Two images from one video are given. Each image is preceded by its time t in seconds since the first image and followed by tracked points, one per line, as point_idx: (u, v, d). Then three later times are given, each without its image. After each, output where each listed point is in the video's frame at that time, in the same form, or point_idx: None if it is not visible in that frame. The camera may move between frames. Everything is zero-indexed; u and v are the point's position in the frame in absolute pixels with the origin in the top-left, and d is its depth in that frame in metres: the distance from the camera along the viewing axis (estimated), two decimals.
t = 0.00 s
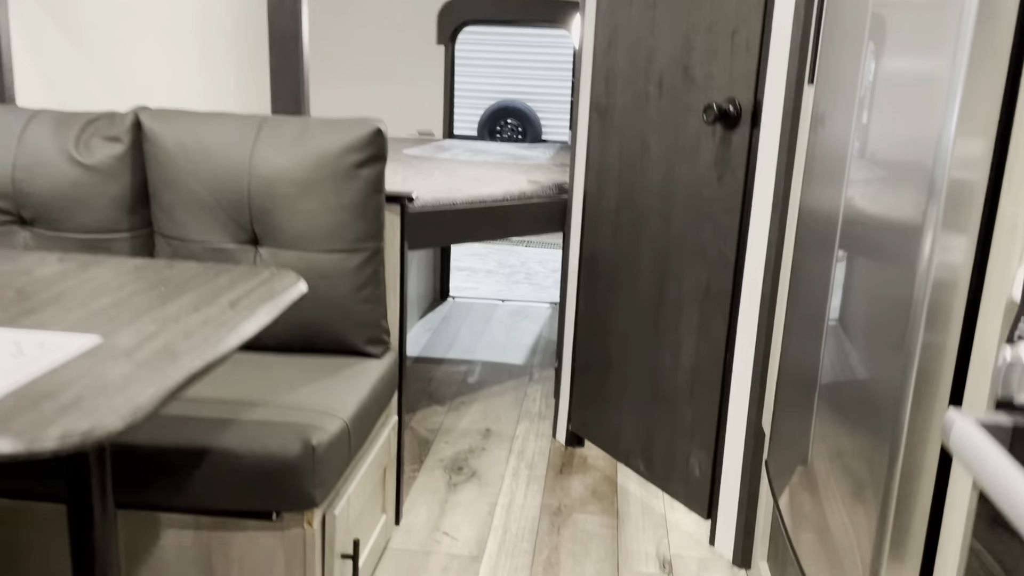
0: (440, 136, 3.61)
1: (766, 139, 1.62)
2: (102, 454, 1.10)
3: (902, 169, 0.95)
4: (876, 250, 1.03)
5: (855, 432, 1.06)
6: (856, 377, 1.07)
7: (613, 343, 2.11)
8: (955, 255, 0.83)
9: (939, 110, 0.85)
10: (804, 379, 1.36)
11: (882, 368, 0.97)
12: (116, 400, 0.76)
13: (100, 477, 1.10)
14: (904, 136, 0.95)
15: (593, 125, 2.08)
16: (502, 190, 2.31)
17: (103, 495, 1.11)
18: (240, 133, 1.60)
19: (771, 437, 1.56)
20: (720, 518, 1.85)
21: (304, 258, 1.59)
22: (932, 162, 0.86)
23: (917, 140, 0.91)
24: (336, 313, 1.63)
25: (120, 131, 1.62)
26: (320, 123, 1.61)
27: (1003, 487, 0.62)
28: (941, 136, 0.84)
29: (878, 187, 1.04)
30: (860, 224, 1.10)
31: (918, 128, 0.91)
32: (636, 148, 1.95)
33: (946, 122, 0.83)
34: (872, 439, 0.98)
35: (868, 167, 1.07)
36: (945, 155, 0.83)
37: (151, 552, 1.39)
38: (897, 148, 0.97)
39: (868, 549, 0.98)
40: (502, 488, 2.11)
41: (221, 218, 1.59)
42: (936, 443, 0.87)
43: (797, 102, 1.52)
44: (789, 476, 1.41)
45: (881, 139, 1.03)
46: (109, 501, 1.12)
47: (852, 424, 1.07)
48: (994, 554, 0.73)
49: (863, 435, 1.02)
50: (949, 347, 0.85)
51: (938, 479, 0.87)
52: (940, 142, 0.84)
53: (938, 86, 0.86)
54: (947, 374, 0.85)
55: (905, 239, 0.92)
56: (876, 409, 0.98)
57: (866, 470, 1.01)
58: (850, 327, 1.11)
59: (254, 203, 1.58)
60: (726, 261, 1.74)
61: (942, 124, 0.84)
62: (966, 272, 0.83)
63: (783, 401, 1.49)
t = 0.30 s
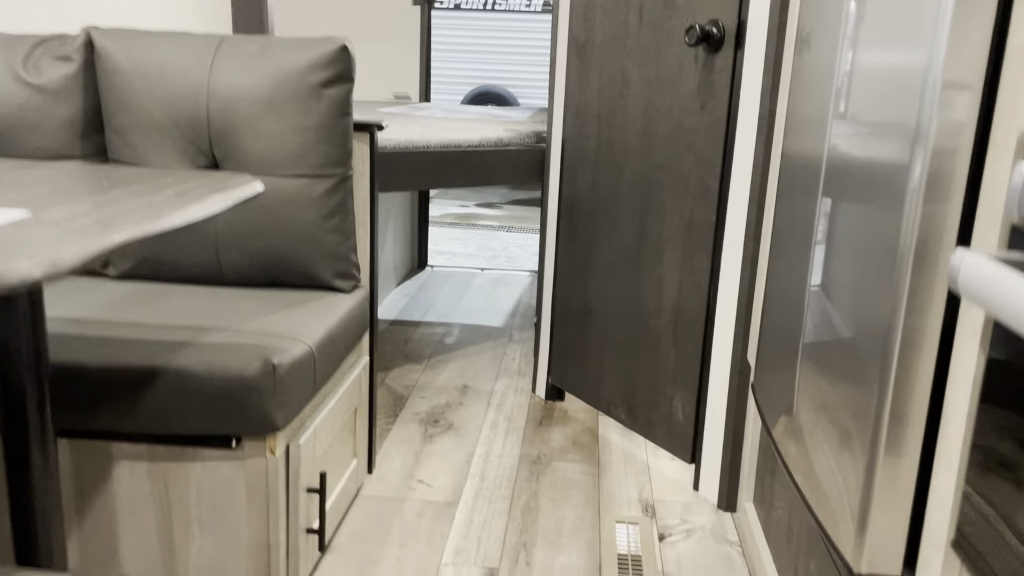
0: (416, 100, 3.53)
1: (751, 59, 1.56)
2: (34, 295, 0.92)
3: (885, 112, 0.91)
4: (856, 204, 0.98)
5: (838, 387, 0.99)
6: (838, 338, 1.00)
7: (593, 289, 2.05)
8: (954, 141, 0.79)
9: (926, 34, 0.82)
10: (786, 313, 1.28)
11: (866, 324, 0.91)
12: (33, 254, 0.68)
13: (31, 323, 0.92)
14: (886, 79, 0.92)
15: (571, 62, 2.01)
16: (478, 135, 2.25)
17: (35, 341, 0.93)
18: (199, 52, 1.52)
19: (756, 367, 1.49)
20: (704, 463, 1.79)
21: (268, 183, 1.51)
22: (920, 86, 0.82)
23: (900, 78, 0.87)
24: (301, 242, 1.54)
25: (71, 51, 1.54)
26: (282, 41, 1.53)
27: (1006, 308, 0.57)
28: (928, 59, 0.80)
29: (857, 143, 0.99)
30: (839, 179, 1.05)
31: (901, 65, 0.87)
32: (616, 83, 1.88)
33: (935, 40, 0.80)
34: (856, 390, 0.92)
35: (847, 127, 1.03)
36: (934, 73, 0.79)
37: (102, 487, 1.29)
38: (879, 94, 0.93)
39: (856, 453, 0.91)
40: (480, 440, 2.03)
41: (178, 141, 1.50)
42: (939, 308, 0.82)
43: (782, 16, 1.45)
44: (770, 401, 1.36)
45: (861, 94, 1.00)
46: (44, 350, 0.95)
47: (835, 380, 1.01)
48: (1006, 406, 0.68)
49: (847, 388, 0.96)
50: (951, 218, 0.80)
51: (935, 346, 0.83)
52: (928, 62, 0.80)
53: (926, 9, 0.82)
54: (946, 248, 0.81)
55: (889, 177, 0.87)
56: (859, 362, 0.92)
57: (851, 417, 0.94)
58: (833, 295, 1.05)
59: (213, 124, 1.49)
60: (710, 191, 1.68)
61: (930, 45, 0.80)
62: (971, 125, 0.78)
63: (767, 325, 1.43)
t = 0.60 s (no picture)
0: (399, 86, 3.52)
1: (734, 19, 1.55)
2: None
3: (857, 82, 0.90)
4: (831, 179, 0.97)
5: (820, 363, 0.97)
6: (818, 318, 0.98)
7: (576, 260, 2.04)
8: (935, 62, 0.78)
9: None
10: (767, 290, 1.24)
11: (847, 299, 0.89)
12: None
13: None
14: (857, 50, 0.91)
15: (554, 32, 2.00)
16: (461, 108, 2.28)
17: None
18: (173, 10, 1.51)
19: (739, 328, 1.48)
20: (689, 431, 1.78)
21: (245, 142, 1.50)
22: (896, 47, 0.81)
23: (873, 46, 0.87)
24: (280, 204, 1.51)
25: (44, 9, 1.52)
26: None
27: (986, 191, 0.62)
28: (904, 20, 0.80)
29: (829, 119, 0.99)
30: (812, 154, 1.04)
31: (873, 33, 0.87)
32: (599, 50, 1.87)
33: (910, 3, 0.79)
34: (840, 363, 0.90)
35: (819, 106, 1.02)
36: (912, 32, 0.79)
37: (75, 448, 1.25)
38: (850, 67, 0.93)
39: (840, 386, 0.90)
40: (463, 414, 2.01)
41: (153, 100, 1.49)
42: (925, 225, 0.81)
43: None
44: (750, 357, 1.35)
45: (831, 71, 0.99)
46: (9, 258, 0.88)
47: (816, 357, 0.99)
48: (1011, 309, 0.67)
49: (830, 363, 0.94)
50: (935, 138, 0.79)
51: (920, 266, 0.82)
52: (904, 22, 0.80)
53: None
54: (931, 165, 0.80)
55: (866, 144, 0.86)
56: (842, 336, 0.90)
57: (835, 388, 0.92)
58: (809, 278, 1.03)
59: (188, 83, 1.48)
60: (693, 154, 1.67)
61: (905, 6, 0.80)
62: (956, 37, 0.77)
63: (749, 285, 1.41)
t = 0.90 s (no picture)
0: (388, 91, 3.54)
1: (718, 19, 1.58)
2: None
3: (834, 79, 0.93)
4: (811, 176, 0.99)
5: (804, 360, 0.98)
6: (801, 317, 1.00)
7: (566, 258, 2.06)
8: (913, 48, 0.81)
9: None
10: (753, 288, 1.26)
11: (829, 294, 0.91)
12: None
13: None
14: (833, 47, 0.94)
15: (542, 34, 2.03)
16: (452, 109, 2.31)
17: None
18: (165, 7, 1.53)
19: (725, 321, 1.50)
20: (677, 425, 1.80)
21: (237, 139, 1.52)
22: (872, 42, 0.83)
23: (848, 42, 0.89)
24: (272, 200, 1.53)
25: (38, 7, 1.54)
26: None
27: (954, 160, 0.66)
28: (880, 14, 0.83)
29: (808, 118, 1.01)
30: (793, 155, 1.06)
31: (848, 30, 0.89)
32: (587, 51, 1.90)
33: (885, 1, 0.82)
34: (822, 360, 0.92)
35: (799, 108, 1.04)
36: (888, 26, 0.81)
37: (68, 441, 1.26)
38: (826, 64, 0.95)
39: (821, 367, 0.92)
40: (454, 411, 2.03)
41: (146, 97, 1.50)
42: (902, 205, 0.84)
43: None
44: (735, 347, 1.37)
45: (809, 75, 1.01)
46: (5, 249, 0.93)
47: (798, 356, 1.01)
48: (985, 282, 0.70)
49: (813, 361, 0.95)
50: (911, 122, 0.82)
51: (897, 247, 0.85)
52: (879, 17, 0.83)
53: None
54: (905, 148, 0.83)
55: (844, 139, 0.89)
56: (823, 330, 0.92)
57: (817, 385, 0.94)
58: (792, 278, 1.05)
59: (181, 79, 1.50)
60: (679, 152, 1.70)
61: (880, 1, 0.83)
62: (930, 23, 0.80)
63: (735, 278, 1.43)
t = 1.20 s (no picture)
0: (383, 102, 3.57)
1: (709, 32, 1.62)
2: (6, 198, 0.92)
3: (821, 92, 0.96)
4: (800, 187, 1.02)
5: (794, 366, 1.01)
6: (792, 324, 1.03)
7: (561, 266, 2.09)
8: (896, 63, 0.84)
9: (857, 10, 0.87)
10: (746, 297, 1.28)
11: (818, 301, 0.94)
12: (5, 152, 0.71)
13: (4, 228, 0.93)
14: (820, 61, 0.97)
15: (536, 46, 2.06)
16: (447, 121, 2.35)
17: (8, 255, 0.94)
18: (167, 22, 1.55)
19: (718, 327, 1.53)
20: (672, 431, 1.82)
21: (237, 151, 1.54)
22: (856, 57, 0.87)
23: (834, 57, 0.93)
24: (272, 211, 1.55)
25: (41, 22, 1.56)
26: (252, 13, 1.57)
27: (935, 172, 0.69)
28: (863, 31, 0.86)
29: (797, 129, 1.04)
30: (783, 163, 1.09)
31: (834, 45, 0.93)
32: (580, 62, 1.94)
33: (868, 15, 0.85)
34: (811, 364, 0.95)
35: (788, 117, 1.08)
36: (871, 42, 0.85)
37: (72, 448, 1.28)
38: (814, 77, 0.99)
39: (810, 372, 0.95)
40: (451, 418, 2.05)
41: (148, 110, 1.53)
42: (887, 215, 0.88)
43: None
44: (728, 355, 1.40)
45: (798, 82, 1.05)
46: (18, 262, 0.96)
47: (789, 360, 1.04)
48: (966, 289, 0.73)
49: (803, 367, 0.98)
50: (895, 135, 0.86)
51: (884, 255, 0.88)
52: (863, 33, 0.86)
53: None
54: (888, 160, 0.86)
55: (831, 150, 0.92)
56: (813, 335, 0.95)
57: (807, 386, 0.97)
58: (783, 285, 1.08)
59: (182, 93, 1.53)
60: (672, 162, 1.73)
61: (863, 19, 0.86)
62: (913, 40, 0.84)
63: (728, 286, 1.46)
